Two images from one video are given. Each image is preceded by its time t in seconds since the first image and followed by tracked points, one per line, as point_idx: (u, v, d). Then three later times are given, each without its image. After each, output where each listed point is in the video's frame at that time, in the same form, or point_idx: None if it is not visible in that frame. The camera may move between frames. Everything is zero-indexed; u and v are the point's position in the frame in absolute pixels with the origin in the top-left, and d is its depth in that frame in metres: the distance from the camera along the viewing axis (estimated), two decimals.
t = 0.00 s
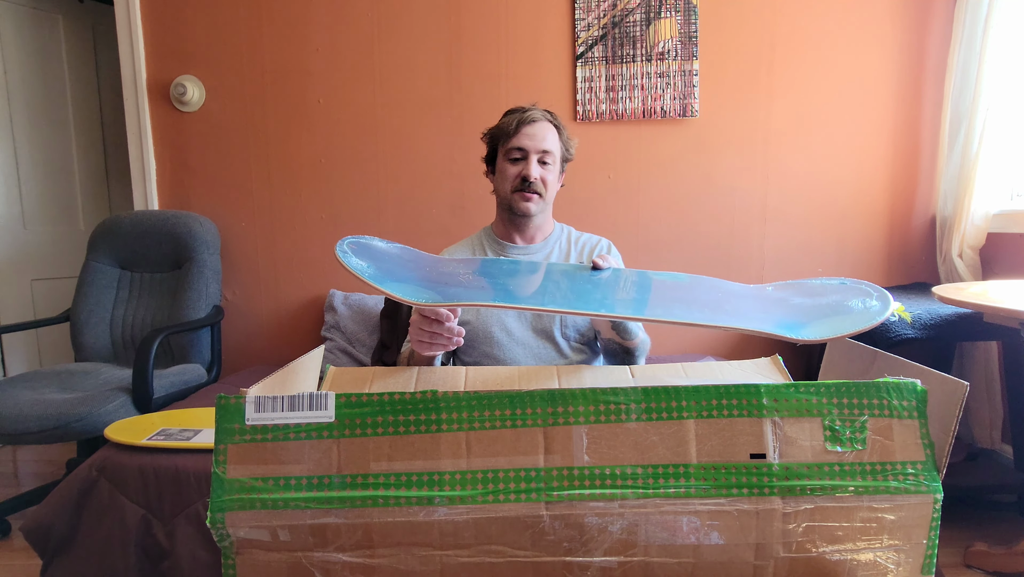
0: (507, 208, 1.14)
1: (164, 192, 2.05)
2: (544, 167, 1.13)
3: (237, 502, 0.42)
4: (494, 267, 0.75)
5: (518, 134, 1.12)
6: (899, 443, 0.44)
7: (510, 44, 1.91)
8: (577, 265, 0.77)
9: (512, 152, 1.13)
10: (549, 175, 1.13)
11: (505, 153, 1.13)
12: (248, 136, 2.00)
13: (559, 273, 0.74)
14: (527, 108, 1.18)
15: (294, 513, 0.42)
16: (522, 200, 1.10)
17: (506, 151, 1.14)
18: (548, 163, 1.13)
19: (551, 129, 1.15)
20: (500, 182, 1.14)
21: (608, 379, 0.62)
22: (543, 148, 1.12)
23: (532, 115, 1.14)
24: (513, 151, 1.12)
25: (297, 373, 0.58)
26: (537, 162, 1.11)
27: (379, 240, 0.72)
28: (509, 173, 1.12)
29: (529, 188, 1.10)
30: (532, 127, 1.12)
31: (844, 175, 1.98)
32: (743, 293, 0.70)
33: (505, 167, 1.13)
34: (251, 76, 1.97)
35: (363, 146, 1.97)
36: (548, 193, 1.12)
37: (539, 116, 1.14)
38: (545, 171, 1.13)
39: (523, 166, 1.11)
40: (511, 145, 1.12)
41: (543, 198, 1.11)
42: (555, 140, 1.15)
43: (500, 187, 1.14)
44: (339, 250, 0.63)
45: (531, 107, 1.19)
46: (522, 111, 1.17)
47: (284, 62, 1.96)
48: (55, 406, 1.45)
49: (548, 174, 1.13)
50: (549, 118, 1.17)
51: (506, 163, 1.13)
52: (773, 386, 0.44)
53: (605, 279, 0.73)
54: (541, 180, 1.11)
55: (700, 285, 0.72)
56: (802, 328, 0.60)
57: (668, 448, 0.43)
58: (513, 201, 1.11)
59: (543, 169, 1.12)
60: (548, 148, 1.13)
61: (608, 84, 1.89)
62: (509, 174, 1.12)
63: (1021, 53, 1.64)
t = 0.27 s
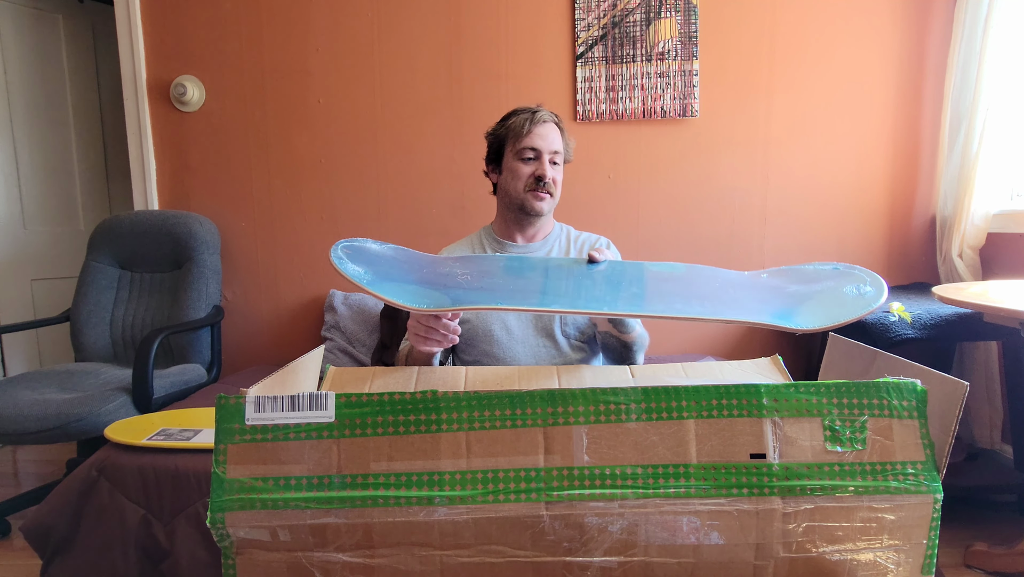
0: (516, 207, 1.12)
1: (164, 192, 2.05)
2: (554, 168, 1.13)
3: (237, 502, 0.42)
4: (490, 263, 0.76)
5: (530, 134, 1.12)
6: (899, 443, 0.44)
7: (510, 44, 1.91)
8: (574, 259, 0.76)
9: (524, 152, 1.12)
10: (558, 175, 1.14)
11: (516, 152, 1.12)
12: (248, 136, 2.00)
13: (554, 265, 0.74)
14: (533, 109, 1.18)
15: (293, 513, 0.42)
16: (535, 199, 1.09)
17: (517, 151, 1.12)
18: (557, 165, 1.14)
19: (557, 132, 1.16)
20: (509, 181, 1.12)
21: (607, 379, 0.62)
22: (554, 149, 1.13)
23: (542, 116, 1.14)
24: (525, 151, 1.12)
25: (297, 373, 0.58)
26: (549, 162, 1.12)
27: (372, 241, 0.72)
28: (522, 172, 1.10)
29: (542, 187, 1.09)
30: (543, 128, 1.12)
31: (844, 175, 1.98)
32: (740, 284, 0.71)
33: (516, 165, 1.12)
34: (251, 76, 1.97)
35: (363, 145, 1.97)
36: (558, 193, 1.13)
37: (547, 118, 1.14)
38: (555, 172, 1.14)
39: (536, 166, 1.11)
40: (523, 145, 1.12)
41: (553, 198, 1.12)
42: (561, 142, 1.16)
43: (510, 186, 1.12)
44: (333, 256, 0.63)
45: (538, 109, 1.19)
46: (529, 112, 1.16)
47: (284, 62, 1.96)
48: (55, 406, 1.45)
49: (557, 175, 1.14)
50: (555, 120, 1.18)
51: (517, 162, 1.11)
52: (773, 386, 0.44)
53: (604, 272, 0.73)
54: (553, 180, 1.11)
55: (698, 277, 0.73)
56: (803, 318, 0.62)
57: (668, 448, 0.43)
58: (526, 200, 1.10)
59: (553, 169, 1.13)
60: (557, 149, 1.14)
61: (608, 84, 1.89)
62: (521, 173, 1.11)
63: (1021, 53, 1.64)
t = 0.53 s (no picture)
0: (516, 207, 1.12)
1: (164, 192, 2.05)
2: (554, 168, 1.13)
3: (237, 502, 0.42)
4: (481, 264, 0.78)
5: (529, 135, 1.11)
6: (899, 443, 0.44)
7: (510, 44, 1.91)
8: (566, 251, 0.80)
9: (522, 153, 1.11)
10: (558, 176, 1.13)
11: (515, 154, 1.12)
12: (248, 136, 2.00)
13: (548, 262, 0.78)
14: (533, 110, 1.17)
15: (293, 513, 0.42)
16: (535, 200, 1.09)
17: (516, 152, 1.12)
18: (556, 165, 1.14)
19: (558, 132, 1.16)
20: (508, 182, 1.12)
21: (607, 379, 0.62)
22: (554, 149, 1.13)
23: (541, 116, 1.14)
24: (524, 152, 1.11)
25: (297, 373, 0.58)
26: (548, 163, 1.11)
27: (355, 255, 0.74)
28: (520, 173, 1.10)
29: (541, 188, 1.09)
30: (541, 129, 1.12)
31: (844, 175, 1.98)
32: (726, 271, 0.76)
33: (515, 166, 1.12)
34: (251, 76, 1.97)
35: (363, 145, 1.97)
36: (557, 194, 1.13)
37: (546, 118, 1.13)
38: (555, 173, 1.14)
39: (535, 167, 1.11)
40: (521, 146, 1.11)
41: (553, 198, 1.12)
42: (562, 143, 1.15)
43: (508, 186, 1.13)
44: (325, 295, 0.64)
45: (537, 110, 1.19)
46: (530, 113, 1.16)
47: (284, 62, 1.96)
48: (55, 406, 1.45)
49: (557, 175, 1.13)
50: (555, 120, 1.17)
51: (516, 163, 1.12)
52: (773, 386, 0.44)
53: (598, 266, 0.78)
54: (551, 181, 1.11)
55: (686, 266, 0.77)
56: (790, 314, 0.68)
57: (668, 448, 0.43)
58: (524, 201, 1.10)
59: (553, 170, 1.13)
60: (557, 150, 1.13)
61: (608, 84, 1.89)
62: (520, 174, 1.11)
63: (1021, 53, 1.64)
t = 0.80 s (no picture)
0: (514, 207, 1.13)
1: (164, 192, 2.05)
2: (549, 167, 1.13)
3: (237, 502, 0.42)
4: (481, 263, 0.79)
5: (521, 135, 1.11)
6: (899, 443, 0.44)
7: (510, 44, 1.91)
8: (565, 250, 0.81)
9: (515, 154, 1.12)
10: (553, 174, 1.13)
11: (509, 156, 1.13)
12: (248, 136, 2.00)
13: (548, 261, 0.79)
14: (526, 112, 1.18)
15: (293, 514, 0.42)
16: (531, 199, 1.09)
17: (509, 154, 1.13)
18: (551, 163, 1.13)
19: (552, 131, 1.15)
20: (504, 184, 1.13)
21: (607, 379, 0.62)
22: (547, 147, 1.12)
23: (533, 116, 1.14)
24: (517, 153, 1.12)
25: (297, 373, 0.58)
26: (542, 162, 1.11)
27: (357, 254, 0.75)
28: (515, 174, 1.11)
29: (536, 187, 1.09)
30: (534, 129, 1.12)
31: (844, 175, 1.98)
32: (724, 268, 0.77)
33: (509, 168, 1.12)
34: (251, 76, 1.97)
35: (363, 145, 1.97)
36: (554, 192, 1.12)
37: (538, 118, 1.14)
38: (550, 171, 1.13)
39: (529, 167, 1.11)
40: (514, 147, 1.12)
41: (549, 197, 1.11)
42: (556, 140, 1.15)
43: (505, 188, 1.13)
44: (327, 288, 0.64)
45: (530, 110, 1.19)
46: (522, 113, 1.16)
47: (284, 62, 1.96)
48: (55, 406, 1.45)
49: (553, 173, 1.13)
50: (548, 119, 1.17)
51: (511, 164, 1.12)
52: (773, 386, 0.44)
53: (597, 265, 0.78)
54: (547, 180, 1.11)
55: (684, 265, 0.78)
56: (791, 305, 0.68)
57: (668, 448, 0.43)
58: (521, 201, 1.11)
59: (548, 168, 1.12)
60: (551, 148, 1.13)
61: (608, 84, 1.89)
62: (514, 175, 1.11)
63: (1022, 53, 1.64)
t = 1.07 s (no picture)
0: (514, 208, 1.13)
1: (164, 192, 2.05)
2: (548, 166, 1.13)
3: (237, 502, 0.42)
4: (479, 258, 0.80)
5: (519, 136, 1.11)
6: (899, 443, 0.44)
7: (510, 44, 1.91)
8: (563, 246, 0.81)
9: (514, 154, 1.12)
10: (552, 173, 1.13)
11: (508, 156, 1.13)
12: (248, 136, 2.00)
13: (545, 256, 0.79)
14: (524, 112, 1.18)
15: (293, 513, 0.42)
16: (531, 198, 1.09)
17: (508, 154, 1.13)
18: (550, 162, 1.13)
19: (550, 130, 1.15)
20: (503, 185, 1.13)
21: (607, 379, 0.62)
22: (545, 147, 1.12)
23: (530, 116, 1.14)
24: (516, 153, 1.12)
25: (297, 373, 0.58)
26: (540, 161, 1.11)
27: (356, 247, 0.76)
28: (513, 174, 1.11)
29: (536, 186, 1.09)
30: (532, 129, 1.12)
31: (844, 175, 1.98)
32: (721, 264, 0.77)
33: (508, 168, 1.12)
34: (251, 76, 1.97)
35: (363, 145, 1.97)
36: (553, 191, 1.12)
37: (536, 118, 1.14)
38: (549, 170, 1.13)
39: (527, 167, 1.11)
40: (513, 148, 1.12)
41: (549, 196, 1.11)
42: (555, 140, 1.15)
43: (504, 189, 1.13)
44: (326, 278, 0.65)
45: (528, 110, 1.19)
46: (520, 114, 1.16)
47: (284, 62, 1.96)
48: (55, 406, 1.45)
49: (552, 172, 1.13)
50: (547, 119, 1.17)
51: (509, 165, 1.12)
52: (773, 386, 0.44)
53: (595, 261, 0.78)
54: (546, 179, 1.11)
55: (682, 261, 0.78)
56: (786, 300, 0.68)
57: (668, 448, 0.43)
58: (520, 202, 1.10)
59: (546, 168, 1.12)
60: (549, 147, 1.13)
61: (608, 84, 1.89)
62: (513, 176, 1.11)
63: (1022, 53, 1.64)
